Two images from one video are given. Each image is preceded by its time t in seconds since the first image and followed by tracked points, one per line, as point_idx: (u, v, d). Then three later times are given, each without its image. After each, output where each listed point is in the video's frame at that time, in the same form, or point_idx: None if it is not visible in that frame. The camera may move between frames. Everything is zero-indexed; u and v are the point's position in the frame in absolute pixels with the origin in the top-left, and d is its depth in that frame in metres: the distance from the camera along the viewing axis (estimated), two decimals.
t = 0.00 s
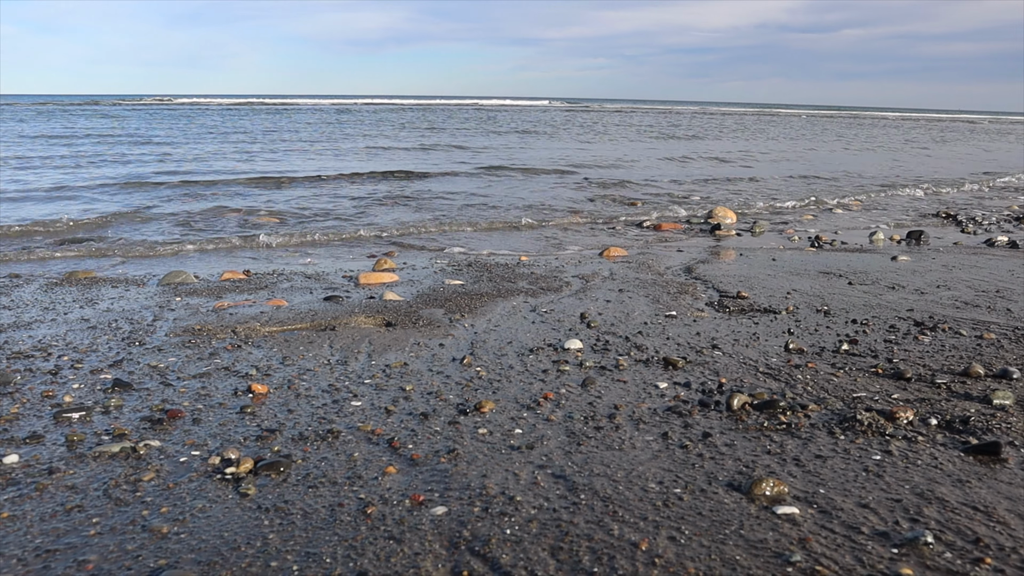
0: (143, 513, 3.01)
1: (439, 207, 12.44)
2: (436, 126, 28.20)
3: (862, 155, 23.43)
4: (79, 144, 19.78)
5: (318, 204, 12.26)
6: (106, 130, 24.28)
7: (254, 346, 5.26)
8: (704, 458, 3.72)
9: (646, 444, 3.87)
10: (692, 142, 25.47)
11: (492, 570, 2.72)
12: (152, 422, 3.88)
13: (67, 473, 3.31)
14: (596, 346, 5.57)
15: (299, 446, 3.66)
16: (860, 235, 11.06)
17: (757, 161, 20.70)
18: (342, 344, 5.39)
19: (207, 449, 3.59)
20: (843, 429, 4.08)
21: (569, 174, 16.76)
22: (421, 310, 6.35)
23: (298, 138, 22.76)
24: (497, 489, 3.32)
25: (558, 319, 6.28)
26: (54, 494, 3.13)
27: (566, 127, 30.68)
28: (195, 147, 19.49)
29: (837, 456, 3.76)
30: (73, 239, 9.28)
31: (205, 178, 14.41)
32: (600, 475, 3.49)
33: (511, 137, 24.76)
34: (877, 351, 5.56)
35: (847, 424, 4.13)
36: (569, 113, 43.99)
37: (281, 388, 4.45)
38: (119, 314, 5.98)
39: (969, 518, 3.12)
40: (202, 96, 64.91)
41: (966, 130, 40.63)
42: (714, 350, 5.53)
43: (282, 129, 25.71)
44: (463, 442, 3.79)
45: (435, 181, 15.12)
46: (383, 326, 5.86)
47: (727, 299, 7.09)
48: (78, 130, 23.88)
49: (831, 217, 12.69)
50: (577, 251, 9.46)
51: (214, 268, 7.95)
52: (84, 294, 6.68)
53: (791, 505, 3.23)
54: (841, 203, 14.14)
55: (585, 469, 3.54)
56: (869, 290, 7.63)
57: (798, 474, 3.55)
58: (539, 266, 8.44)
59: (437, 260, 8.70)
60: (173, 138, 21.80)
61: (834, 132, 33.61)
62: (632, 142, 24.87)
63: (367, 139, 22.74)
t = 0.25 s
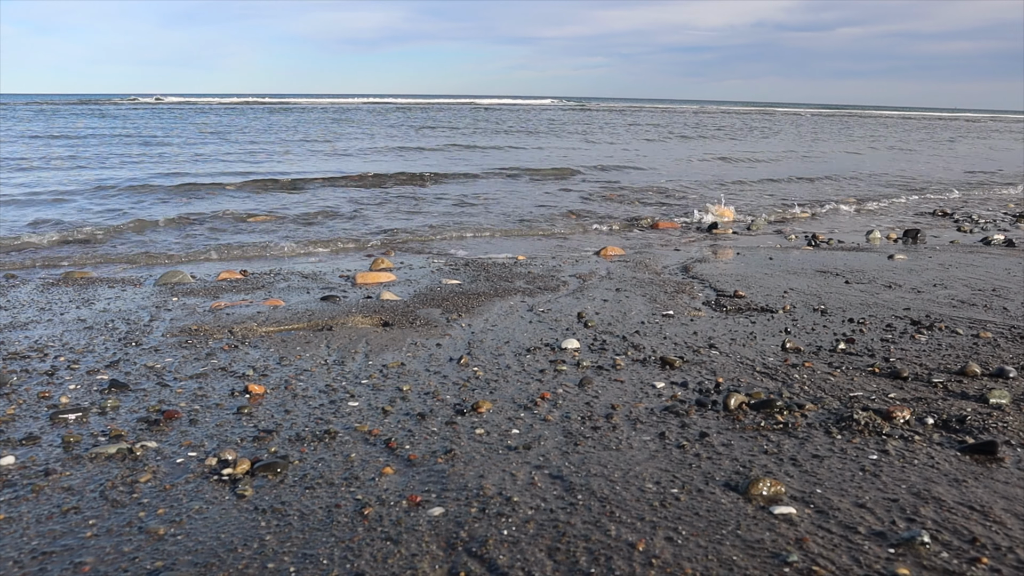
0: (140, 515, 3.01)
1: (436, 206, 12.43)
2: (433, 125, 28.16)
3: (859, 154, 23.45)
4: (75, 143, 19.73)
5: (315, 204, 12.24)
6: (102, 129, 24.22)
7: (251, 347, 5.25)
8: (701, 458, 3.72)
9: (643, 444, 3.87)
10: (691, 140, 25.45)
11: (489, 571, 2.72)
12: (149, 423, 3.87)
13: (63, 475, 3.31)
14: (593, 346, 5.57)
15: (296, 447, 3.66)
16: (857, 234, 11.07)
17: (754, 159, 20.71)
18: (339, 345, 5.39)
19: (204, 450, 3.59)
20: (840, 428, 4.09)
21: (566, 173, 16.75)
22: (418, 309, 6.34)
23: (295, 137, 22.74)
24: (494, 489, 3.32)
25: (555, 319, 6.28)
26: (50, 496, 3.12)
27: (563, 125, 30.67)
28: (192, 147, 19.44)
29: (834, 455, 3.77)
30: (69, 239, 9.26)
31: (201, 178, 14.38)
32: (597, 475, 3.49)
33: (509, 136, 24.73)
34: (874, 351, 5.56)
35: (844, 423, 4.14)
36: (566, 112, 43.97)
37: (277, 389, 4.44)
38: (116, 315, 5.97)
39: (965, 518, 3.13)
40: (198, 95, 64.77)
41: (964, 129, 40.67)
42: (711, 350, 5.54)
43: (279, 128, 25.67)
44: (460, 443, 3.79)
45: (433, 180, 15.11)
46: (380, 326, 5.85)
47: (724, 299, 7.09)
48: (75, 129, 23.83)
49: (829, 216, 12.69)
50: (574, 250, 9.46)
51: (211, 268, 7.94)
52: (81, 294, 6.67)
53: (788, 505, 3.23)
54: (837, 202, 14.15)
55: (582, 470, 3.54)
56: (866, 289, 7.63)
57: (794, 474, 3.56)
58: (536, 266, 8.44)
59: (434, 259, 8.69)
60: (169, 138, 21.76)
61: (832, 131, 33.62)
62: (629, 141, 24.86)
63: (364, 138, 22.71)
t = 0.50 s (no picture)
0: (137, 515, 3.00)
1: (433, 206, 12.43)
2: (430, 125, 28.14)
3: (855, 154, 23.48)
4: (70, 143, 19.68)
5: (312, 204, 12.24)
6: (98, 130, 24.17)
7: (248, 347, 5.25)
8: (698, 457, 3.73)
9: (640, 443, 3.88)
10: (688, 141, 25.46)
11: (486, 570, 2.72)
12: (146, 423, 3.87)
13: (60, 475, 3.30)
14: (590, 346, 5.58)
15: (293, 447, 3.66)
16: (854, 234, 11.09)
17: (751, 159, 20.73)
18: (336, 345, 5.38)
19: (201, 450, 3.58)
20: (836, 427, 4.10)
21: (563, 173, 16.76)
22: (415, 309, 6.34)
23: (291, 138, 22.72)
24: (492, 489, 3.33)
25: (552, 319, 6.29)
26: (47, 496, 3.12)
27: (560, 125, 30.67)
28: (188, 147, 19.41)
29: (830, 454, 3.78)
30: (65, 239, 9.24)
31: (198, 178, 14.36)
32: (594, 475, 3.49)
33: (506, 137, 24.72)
34: (870, 350, 5.58)
35: (840, 422, 4.15)
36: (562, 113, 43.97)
37: (275, 389, 4.44)
38: (112, 315, 5.96)
39: (961, 516, 3.14)
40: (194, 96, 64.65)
41: (961, 129, 40.73)
42: (708, 349, 5.55)
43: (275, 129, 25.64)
44: (457, 442, 3.80)
45: (429, 180, 15.10)
46: (377, 326, 5.85)
47: (721, 298, 7.10)
48: (72, 130, 23.80)
49: (826, 216, 12.71)
50: (571, 250, 9.46)
51: (207, 269, 7.93)
52: (77, 294, 6.66)
53: (785, 504, 3.24)
54: (834, 201, 14.18)
55: (580, 469, 3.54)
56: (862, 288, 7.65)
57: (791, 472, 3.56)
58: (533, 266, 8.45)
59: (431, 259, 8.69)
60: (166, 138, 21.72)
61: (828, 131, 33.68)
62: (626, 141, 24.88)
63: (361, 138, 22.69)
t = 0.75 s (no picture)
0: (136, 516, 3.00)
1: (430, 206, 12.44)
2: (427, 125, 28.14)
3: (852, 153, 23.51)
4: (65, 143, 19.63)
5: (309, 204, 12.23)
6: (93, 130, 24.10)
7: (245, 348, 5.24)
8: (696, 457, 3.74)
9: (639, 443, 3.89)
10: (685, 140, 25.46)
11: (486, 571, 2.73)
12: (144, 424, 3.86)
13: (58, 476, 3.30)
14: (588, 345, 5.59)
15: (292, 448, 3.66)
16: (850, 233, 11.11)
17: (747, 159, 20.77)
18: (334, 345, 5.38)
19: (200, 451, 3.58)
20: (834, 426, 4.11)
21: (560, 173, 16.76)
22: (413, 309, 6.34)
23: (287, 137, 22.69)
24: (491, 489, 3.33)
25: (550, 319, 6.29)
26: (45, 498, 3.12)
27: (557, 125, 30.68)
28: (184, 147, 19.37)
29: (828, 454, 3.79)
30: (61, 239, 9.22)
31: (194, 178, 14.34)
32: (593, 475, 3.50)
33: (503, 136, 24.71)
34: (867, 349, 5.59)
35: (838, 421, 4.16)
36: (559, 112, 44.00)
37: (273, 390, 4.44)
38: (109, 315, 5.95)
39: (959, 515, 3.15)
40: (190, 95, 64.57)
41: (958, 128, 40.79)
42: (705, 349, 5.56)
43: (271, 128, 25.61)
44: (456, 442, 3.80)
45: (426, 180, 15.11)
46: (375, 326, 5.85)
47: (718, 298, 7.11)
48: (67, 130, 23.75)
49: (823, 215, 12.74)
50: (568, 250, 9.47)
51: (204, 269, 7.92)
52: (73, 295, 6.64)
53: (783, 504, 3.25)
54: (830, 201, 14.21)
55: (578, 469, 3.55)
56: (859, 288, 7.67)
57: (789, 472, 3.57)
58: (530, 265, 8.45)
59: (428, 259, 8.69)
60: (161, 138, 21.67)
61: (824, 130, 33.75)
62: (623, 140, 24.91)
63: (358, 138, 22.67)
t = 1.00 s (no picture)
0: (134, 517, 3.00)
1: (427, 206, 12.43)
2: (424, 125, 28.12)
3: (850, 153, 23.53)
4: (62, 143, 19.58)
5: (306, 204, 12.22)
6: (90, 129, 24.04)
7: (242, 348, 5.23)
8: (694, 457, 3.74)
9: (636, 442, 3.89)
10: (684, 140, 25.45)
11: (484, 571, 2.73)
12: (141, 425, 3.86)
13: (56, 477, 3.29)
14: (586, 345, 5.59)
15: (290, 448, 3.66)
16: (848, 232, 11.13)
17: (745, 159, 20.78)
18: (332, 345, 5.38)
19: (197, 452, 3.58)
20: (831, 426, 4.12)
21: (558, 172, 16.76)
22: (411, 309, 6.34)
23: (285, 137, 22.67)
24: (488, 489, 3.33)
25: (547, 319, 6.29)
26: (43, 498, 3.11)
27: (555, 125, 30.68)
28: (181, 147, 19.33)
29: (826, 453, 3.80)
30: (58, 240, 9.20)
31: (191, 178, 14.31)
32: (591, 475, 3.50)
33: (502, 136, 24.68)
34: (865, 349, 5.60)
35: (835, 421, 4.17)
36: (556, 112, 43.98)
37: (270, 390, 4.44)
38: (107, 316, 5.94)
39: (955, 514, 3.16)
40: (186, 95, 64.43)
41: (956, 128, 40.81)
42: (703, 348, 5.56)
43: (268, 128, 25.57)
44: (454, 442, 3.80)
45: (424, 179, 15.09)
46: (373, 326, 5.85)
47: (715, 298, 7.12)
48: (64, 130, 23.70)
49: (820, 214, 12.75)
50: (566, 250, 9.47)
51: (201, 269, 7.91)
52: (70, 295, 6.63)
53: (781, 503, 3.26)
54: (828, 200, 14.22)
55: (576, 469, 3.55)
56: (856, 287, 7.68)
57: (787, 472, 3.58)
58: (528, 265, 8.45)
59: (426, 259, 8.69)
60: (158, 138, 21.63)
61: (822, 129, 33.78)
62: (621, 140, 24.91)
63: (355, 138, 22.64)
